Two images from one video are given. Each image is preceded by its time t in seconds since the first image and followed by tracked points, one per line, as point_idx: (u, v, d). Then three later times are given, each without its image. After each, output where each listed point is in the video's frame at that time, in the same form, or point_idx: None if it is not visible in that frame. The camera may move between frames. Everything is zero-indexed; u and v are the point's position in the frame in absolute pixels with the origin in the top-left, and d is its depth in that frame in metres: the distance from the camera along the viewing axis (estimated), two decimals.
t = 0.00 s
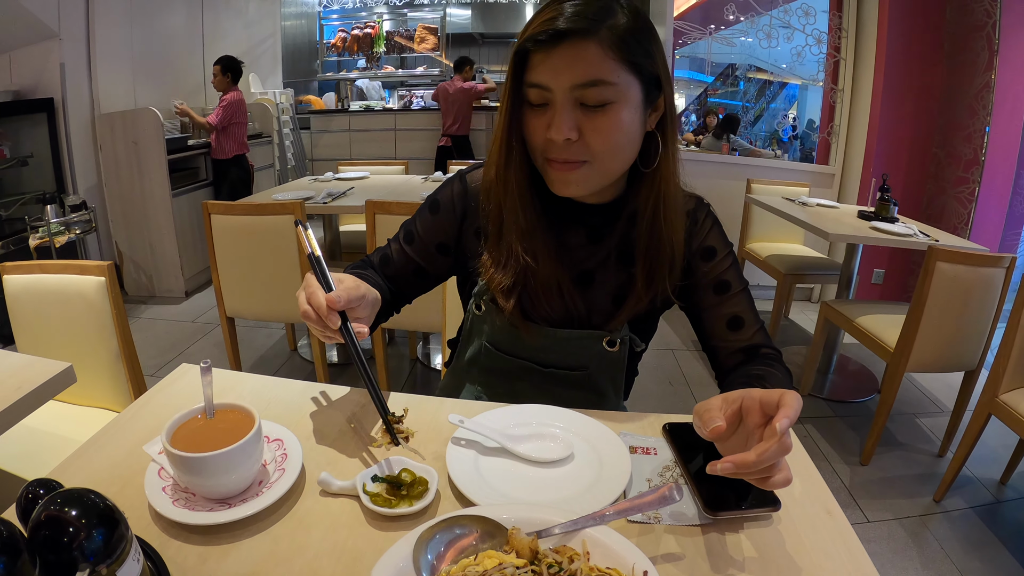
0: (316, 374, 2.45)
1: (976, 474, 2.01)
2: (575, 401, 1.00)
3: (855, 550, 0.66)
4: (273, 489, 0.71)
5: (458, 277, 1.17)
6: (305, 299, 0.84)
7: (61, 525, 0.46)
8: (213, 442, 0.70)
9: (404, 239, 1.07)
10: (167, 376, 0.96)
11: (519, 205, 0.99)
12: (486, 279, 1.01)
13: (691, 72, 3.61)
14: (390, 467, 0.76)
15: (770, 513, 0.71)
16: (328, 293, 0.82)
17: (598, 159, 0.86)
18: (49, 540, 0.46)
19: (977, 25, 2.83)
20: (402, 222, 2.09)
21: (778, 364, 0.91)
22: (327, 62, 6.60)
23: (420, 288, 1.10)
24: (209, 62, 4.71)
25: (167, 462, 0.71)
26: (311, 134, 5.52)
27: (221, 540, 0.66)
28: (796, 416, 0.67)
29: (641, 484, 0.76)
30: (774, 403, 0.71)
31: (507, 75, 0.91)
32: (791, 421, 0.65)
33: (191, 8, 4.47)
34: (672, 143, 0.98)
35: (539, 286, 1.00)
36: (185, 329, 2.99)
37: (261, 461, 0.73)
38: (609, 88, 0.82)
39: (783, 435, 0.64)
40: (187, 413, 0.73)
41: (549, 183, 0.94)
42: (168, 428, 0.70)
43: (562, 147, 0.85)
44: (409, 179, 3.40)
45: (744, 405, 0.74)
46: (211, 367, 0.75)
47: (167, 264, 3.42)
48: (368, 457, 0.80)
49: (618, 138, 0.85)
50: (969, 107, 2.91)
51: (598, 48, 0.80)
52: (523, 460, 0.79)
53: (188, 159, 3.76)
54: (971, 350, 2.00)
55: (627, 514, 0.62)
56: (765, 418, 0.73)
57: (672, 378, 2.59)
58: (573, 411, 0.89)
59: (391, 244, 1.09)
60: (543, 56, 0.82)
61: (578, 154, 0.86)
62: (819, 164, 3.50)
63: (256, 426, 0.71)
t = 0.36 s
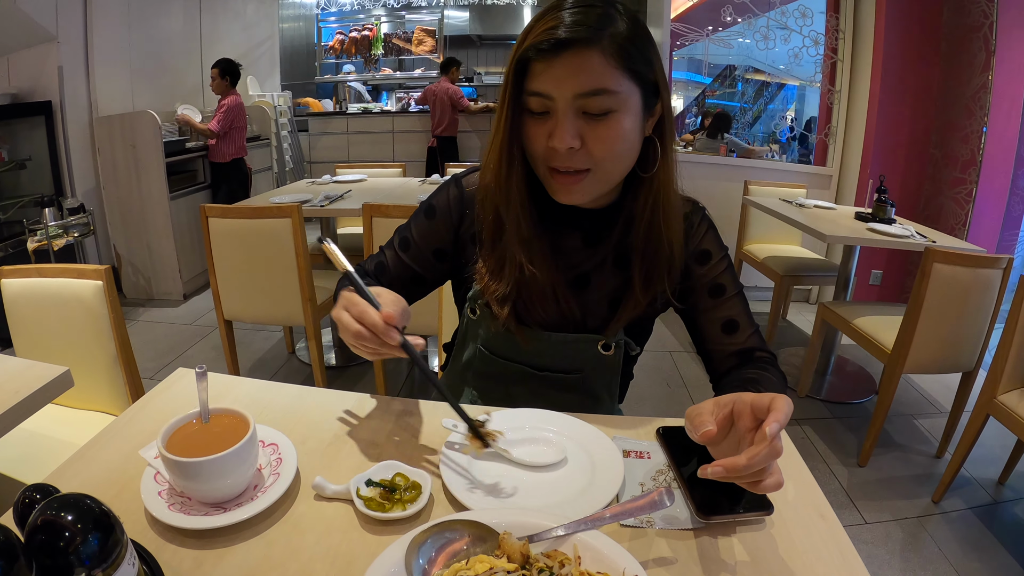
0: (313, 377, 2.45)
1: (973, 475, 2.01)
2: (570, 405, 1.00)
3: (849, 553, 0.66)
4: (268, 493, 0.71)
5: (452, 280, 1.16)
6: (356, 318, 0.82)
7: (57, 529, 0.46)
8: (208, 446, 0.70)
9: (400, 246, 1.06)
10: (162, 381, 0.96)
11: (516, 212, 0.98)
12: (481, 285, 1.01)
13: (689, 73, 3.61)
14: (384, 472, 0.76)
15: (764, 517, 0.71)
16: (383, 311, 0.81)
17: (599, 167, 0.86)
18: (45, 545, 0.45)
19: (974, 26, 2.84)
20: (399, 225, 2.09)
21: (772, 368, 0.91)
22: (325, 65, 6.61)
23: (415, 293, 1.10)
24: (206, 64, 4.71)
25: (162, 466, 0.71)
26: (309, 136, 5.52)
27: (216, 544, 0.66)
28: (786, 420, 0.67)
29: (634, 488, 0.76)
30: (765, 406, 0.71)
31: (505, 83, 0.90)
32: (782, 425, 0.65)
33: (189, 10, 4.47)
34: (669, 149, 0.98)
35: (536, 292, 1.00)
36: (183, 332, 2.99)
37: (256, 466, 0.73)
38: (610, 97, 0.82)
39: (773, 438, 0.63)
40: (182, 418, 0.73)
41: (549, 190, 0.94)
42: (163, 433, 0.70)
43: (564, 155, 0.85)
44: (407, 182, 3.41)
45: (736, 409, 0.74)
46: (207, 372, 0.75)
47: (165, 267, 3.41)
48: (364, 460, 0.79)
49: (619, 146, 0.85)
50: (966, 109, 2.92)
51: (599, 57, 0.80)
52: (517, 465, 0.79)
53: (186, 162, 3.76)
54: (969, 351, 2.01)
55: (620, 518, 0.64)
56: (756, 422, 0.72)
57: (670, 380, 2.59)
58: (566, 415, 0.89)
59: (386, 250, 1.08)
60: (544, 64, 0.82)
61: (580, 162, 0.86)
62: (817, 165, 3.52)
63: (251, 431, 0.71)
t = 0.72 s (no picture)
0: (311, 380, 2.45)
1: (970, 476, 2.02)
2: (567, 408, 1.01)
3: (844, 555, 0.66)
4: (264, 496, 0.71)
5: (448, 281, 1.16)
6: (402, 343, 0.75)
7: (54, 532, 0.46)
8: (205, 450, 0.70)
9: (395, 240, 1.05)
10: (159, 385, 0.96)
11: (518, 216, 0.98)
12: (481, 289, 1.00)
13: (687, 75, 3.61)
14: (380, 475, 0.75)
15: (758, 520, 0.71)
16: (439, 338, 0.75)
17: (604, 173, 0.87)
18: (43, 547, 0.45)
19: (971, 28, 2.86)
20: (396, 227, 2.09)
21: (769, 371, 0.90)
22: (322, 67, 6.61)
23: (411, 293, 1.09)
24: (204, 66, 4.70)
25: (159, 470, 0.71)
26: (306, 138, 5.52)
27: (211, 547, 0.66)
28: (777, 420, 0.68)
29: (629, 491, 0.76)
30: (756, 407, 0.72)
31: (509, 87, 0.90)
32: (772, 425, 0.66)
33: (187, 12, 4.47)
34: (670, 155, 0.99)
35: (537, 297, 1.00)
36: (181, 335, 2.98)
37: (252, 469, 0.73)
38: (616, 103, 0.82)
39: (764, 439, 0.64)
40: (178, 422, 0.73)
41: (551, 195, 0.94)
42: (159, 437, 0.70)
43: (569, 160, 0.85)
44: (405, 184, 3.41)
45: (728, 410, 0.75)
46: (203, 376, 0.75)
47: (162, 269, 3.40)
48: (361, 463, 0.79)
49: (623, 153, 0.85)
50: (963, 110, 2.93)
51: (606, 63, 0.80)
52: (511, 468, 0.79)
53: (184, 164, 3.75)
54: (966, 352, 2.01)
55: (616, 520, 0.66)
56: (747, 422, 0.73)
57: (668, 382, 2.59)
58: (563, 418, 0.90)
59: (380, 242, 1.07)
60: (550, 70, 0.82)
61: (584, 168, 0.86)
62: (815, 167, 3.54)
63: (247, 434, 0.71)
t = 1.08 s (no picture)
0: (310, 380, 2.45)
1: (971, 476, 2.02)
2: (568, 407, 1.01)
3: (844, 556, 0.66)
4: (264, 496, 0.71)
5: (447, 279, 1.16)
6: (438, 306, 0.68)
7: (52, 533, 0.45)
8: (204, 451, 0.70)
9: (397, 219, 1.04)
10: (158, 385, 0.95)
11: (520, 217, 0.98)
12: (484, 289, 1.00)
13: (687, 76, 3.56)
14: (380, 475, 0.75)
15: (758, 520, 0.71)
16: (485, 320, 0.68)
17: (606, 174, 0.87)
18: (41, 548, 0.45)
19: (971, 28, 2.86)
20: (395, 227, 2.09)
21: (769, 371, 0.90)
22: (322, 67, 6.62)
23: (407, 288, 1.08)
24: (204, 66, 4.70)
25: (158, 469, 0.70)
26: (306, 138, 5.52)
27: (211, 547, 0.65)
28: (773, 418, 0.68)
29: (629, 491, 0.76)
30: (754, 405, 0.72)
31: (513, 85, 0.90)
32: (768, 423, 0.66)
33: (186, 13, 4.47)
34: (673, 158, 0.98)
35: (539, 297, 1.00)
36: (180, 335, 2.98)
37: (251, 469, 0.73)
38: (620, 104, 0.82)
39: (760, 436, 0.64)
40: (177, 422, 0.73)
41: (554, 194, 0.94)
42: (158, 437, 0.70)
43: (572, 160, 0.85)
44: (404, 184, 3.41)
45: (725, 409, 0.75)
46: (202, 376, 0.74)
47: (162, 269, 3.40)
48: (360, 463, 0.79)
49: (626, 154, 0.85)
50: (963, 110, 2.94)
51: (610, 63, 0.80)
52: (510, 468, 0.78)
53: (183, 164, 3.75)
54: (965, 353, 2.02)
55: (614, 521, 0.65)
56: (744, 421, 0.73)
57: (667, 382, 2.60)
58: (563, 418, 0.90)
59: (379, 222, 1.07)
60: (554, 69, 0.81)
61: (588, 168, 0.86)
62: (814, 167, 3.54)
63: (246, 434, 0.71)
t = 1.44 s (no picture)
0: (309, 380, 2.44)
1: (972, 479, 2.01)
2: (570, 409, 1.01)
3: (843, 556, 0.66)
4: (262, 496, 0.70)
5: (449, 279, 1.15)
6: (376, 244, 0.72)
7: (50, 533, 0.45)
8: (202, 450, 0.70)
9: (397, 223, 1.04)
10: (156, 386, 0.95)
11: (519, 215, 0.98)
12: (483, 289, 1.00)
13: (685, 76, 3.57)
14: (379, 475, 0.75)
15: (758, 520, 0.71)
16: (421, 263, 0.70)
17: (601, 172, 0.86)
18: (38, 548, 0.45)
19: (970, 28, 2.86)
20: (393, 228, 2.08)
21: (769, 371, 0.91)
22: (321, 67, 6.61)
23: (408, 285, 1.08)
24: (203, 66, 4.70)
25: (156, 470, 0.70)
26: (305, 138, 5.52)
27: (209, 547, 0.65)
28: (774, 412, 0.68)
29: (628, 491, 0.76)
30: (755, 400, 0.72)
31: (512, 82, 0.90)
32: (770, 417, 0.66)
33: (185, 13, 4.47)
34: (675, 160, 0.98)
35: (537, 296, 0.99)
36: (178, 335, 2.97)
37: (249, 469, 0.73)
38: (616, 101, 0.82)
39: (761, 430, 0.64)
40: (175, 422, 0.73)
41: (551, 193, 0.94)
42: (156, 437, 0.70)
43: (566, 157, 0.85)
44: (403, 184, 3.41)
45: (726, 404, 0.75)
46: (201, 375, 0.74)
47: (161, 268, 3.39)
48: (358, 464, 0.79)
49: (622, 152, 0.85)
50: (962, 111, 2.94)
51: (607, 59, 0.80)
52: (511, 468, 0.78)
53: (182, 164, 3.74)
54: (964, 353, 2.02)
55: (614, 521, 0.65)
56: (746, 416, 0.73)
57: (666, 383, 2.60)
58: (563, 419, 0.89)
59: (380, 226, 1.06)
60: (551, 64, 0.82)
61: (582, 166, 0.86)
62: (813, 168, 3.55)
63: (245, 434, 0.71)
